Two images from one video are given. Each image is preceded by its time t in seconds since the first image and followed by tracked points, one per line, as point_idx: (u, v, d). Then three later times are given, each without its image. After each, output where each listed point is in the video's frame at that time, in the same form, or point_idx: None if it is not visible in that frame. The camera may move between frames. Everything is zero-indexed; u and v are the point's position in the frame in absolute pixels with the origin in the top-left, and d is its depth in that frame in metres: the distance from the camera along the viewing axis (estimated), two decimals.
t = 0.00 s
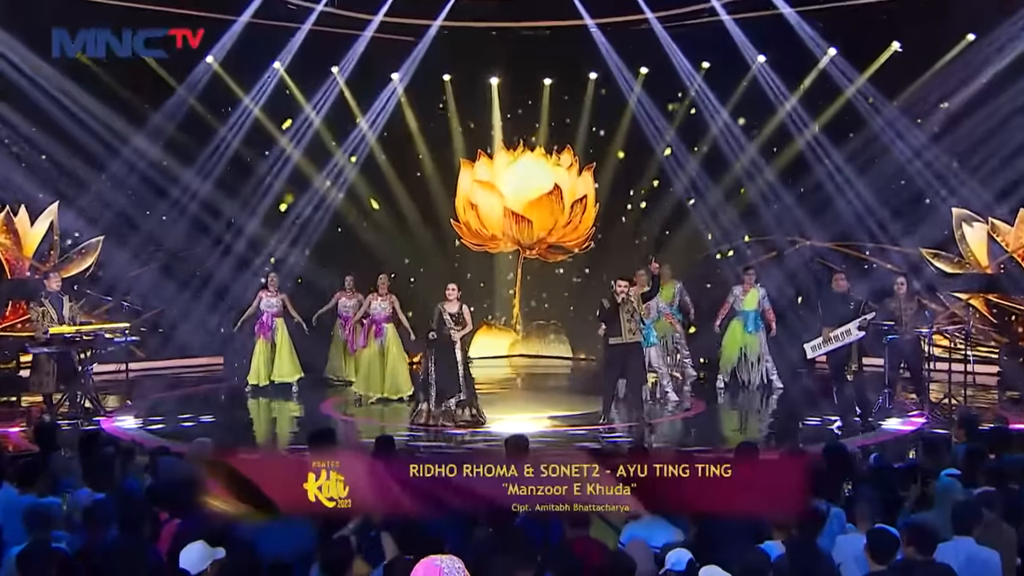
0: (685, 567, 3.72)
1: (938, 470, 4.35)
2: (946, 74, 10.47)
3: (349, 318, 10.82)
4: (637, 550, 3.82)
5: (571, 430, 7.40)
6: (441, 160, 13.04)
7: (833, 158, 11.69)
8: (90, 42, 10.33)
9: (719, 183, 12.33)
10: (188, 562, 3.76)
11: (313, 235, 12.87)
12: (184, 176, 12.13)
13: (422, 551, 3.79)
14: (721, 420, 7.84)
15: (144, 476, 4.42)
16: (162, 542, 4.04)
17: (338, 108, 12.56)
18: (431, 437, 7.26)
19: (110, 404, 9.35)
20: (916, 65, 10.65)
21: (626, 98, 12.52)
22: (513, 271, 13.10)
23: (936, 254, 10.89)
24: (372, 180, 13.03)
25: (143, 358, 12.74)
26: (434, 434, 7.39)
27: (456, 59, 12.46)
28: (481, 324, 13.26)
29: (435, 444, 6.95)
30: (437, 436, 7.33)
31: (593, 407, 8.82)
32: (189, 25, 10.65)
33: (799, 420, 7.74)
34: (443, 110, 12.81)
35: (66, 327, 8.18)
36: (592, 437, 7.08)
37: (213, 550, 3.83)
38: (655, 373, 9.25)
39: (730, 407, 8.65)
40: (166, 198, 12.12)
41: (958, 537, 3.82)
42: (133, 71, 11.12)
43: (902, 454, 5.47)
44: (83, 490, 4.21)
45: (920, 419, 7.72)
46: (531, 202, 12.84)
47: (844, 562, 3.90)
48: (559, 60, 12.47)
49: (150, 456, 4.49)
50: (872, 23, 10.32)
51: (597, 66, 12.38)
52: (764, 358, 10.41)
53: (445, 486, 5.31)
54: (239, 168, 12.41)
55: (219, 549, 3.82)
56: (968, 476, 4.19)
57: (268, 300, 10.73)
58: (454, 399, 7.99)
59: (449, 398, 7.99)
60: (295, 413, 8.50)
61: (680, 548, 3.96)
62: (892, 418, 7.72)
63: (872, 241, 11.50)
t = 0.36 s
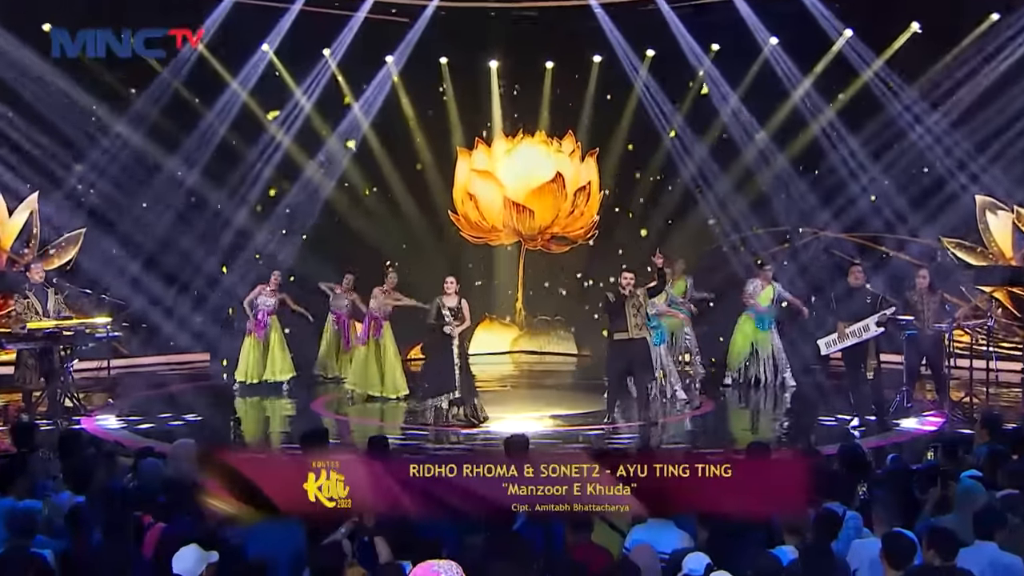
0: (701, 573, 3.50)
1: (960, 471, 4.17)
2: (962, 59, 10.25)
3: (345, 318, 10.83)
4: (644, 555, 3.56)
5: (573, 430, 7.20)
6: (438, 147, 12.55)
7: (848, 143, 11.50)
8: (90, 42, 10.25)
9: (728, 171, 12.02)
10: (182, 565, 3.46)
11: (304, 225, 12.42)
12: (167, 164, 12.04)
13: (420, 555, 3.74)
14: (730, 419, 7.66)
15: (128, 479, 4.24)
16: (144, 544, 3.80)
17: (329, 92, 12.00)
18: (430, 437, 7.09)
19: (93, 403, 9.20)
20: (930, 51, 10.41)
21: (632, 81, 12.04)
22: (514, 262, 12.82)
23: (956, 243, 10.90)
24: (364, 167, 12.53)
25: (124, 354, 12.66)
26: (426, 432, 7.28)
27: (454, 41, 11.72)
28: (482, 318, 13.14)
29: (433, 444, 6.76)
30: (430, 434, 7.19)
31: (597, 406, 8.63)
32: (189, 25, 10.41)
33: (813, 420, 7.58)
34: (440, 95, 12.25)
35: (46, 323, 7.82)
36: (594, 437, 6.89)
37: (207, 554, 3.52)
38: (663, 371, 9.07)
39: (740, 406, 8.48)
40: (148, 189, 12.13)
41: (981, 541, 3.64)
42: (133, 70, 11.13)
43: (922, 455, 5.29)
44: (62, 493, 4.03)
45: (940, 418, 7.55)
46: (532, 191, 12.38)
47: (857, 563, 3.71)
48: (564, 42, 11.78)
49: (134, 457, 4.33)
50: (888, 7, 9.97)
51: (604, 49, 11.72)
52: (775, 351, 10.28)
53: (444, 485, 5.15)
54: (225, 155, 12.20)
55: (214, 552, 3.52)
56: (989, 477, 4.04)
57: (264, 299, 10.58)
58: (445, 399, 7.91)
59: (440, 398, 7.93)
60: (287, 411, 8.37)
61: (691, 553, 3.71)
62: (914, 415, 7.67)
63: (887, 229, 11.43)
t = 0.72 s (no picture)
0: None
1: (980, 472, 4.00)
2: (984, 43, 10.33)
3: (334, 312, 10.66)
4: (649, 559, 3.36)
5: (577, 430, 7.04)
6: (437, 135, 12.26)
7: (866, 130, 11.47)
8: (90, 42, 10.53)
9: (739, 159, 11.87)
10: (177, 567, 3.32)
11: (289, 216, 12.13)
12: (151, 150, 11.90)
13: (418, 558, 3.58)
14: (740, 418, 7.48)
15: (110, 480, 4.06)
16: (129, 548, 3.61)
17: (318, 79, 11.72)
18: (427, 436, 6.90)
19: (72, 400, 9.00)
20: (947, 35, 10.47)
21: (639, 64, 11.58)
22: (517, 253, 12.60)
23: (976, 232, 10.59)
24: (360, 154, 12.28)
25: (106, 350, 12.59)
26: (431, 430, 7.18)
27: (451, 24, 11.18)
28: (485, 311, 12.89)
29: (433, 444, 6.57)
30: (435, 433, 7.03)
31: (601, 405, 8.45)
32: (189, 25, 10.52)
33: (823, 417, 7.48)
34: (436, 75, 11.88)
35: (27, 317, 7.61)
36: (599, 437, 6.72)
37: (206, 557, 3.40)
38: (671, 366, 8.94)
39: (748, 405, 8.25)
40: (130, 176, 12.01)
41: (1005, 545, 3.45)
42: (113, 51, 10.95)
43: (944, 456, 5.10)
44: (43, 494, 3.88)
45: (961, 418, 7.29)
46: (533, 179, 12.03)
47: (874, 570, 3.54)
48: (567, 24, 11.22)
49: (117, 457, 4.15)
50: None
51: (609, 31, 11.20)
52: (785, 347, 10.17)
53: (444, 486, 4.98)
54: (211, 137, 11.97)
55: (213, 557, 3.41)
56: (1013, 478, 3.86)
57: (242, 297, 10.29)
58: (449, 396, 7.63)
59: (443, 396, 7.63)
60: (277, 408, 8.22)
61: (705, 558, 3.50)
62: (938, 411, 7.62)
63: (906, 217, 11.43)
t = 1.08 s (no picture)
0: None
1: (1002, 474, 3.81)
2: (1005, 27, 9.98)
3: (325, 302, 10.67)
4: (656, 563, 3.19)
5: (580, 429, 6.89)
6: (436, 123, 12.25)
7: (886, 115, 11.10)
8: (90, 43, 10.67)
9: (751, 145, 11.48)
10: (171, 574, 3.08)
11: (286, 206, 12.03)
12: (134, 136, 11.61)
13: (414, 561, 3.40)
14: (753, 416, 7.31)
15: (91, 482, 3.90)
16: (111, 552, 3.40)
17: (311, 63, 11.65)
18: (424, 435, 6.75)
19: (50, 399, 8.82)
20: (967, 15, 10.24)
21: (644, 49, 11.60)
22: (518, 244, 12.50)
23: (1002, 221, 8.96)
24: (351, 139, 12.11)
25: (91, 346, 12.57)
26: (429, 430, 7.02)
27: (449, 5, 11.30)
28: (487, 304, 12.85)
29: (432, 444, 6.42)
30: (435, 433, 6.88)
31: (606, 403, 8.29)
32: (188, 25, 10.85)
33: (838, 416, 7.26)
34: (434, 60, 11.95)
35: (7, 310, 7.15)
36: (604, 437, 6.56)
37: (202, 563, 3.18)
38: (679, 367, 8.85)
39: (763, 404, 8.08)
40: (114, 167, 11.73)
41: None
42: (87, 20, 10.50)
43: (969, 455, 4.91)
44: (20, 496, 3.74)
45: (981, 416, 7.09)
46: (533, 165, 12.14)
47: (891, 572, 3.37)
48: (564, 6, 11.36)
49: (98, 457, 4.00)
50: None
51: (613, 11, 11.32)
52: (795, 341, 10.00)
53: (445, 486, 4.79)
54: (197, 123, 11.70)
55: (207, 564, 3.20)
56: None
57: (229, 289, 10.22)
58: (453, 395, 7.48)
59: (444, 395, 7.47)
60: (267, 407, 8.07)
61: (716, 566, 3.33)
62: (955, 409, 7.42)
63: (922, 206, 11.13)
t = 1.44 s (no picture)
0: None
1: None
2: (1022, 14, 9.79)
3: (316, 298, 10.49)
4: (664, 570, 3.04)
5: (583, 429, 6.75)
6: (429, 110, 12.04)
7: (901, 100, 10.79)
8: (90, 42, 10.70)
9: (764, 132, 11.33)
10: None
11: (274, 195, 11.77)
12: (117, 123, 11.38)
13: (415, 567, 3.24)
14: (764, 416, 7.15)
15: (72, 486, 3.77)
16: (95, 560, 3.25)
17: (304, 46, 11.49)
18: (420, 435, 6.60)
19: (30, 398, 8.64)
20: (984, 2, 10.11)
21: (651, 30, 11.58)
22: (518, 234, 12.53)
23: None
24: (343, 128, 11.88)
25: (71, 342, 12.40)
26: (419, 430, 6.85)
27: None
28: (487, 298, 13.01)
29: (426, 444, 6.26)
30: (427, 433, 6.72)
31: (611, 402, 8.14)
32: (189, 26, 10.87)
33: (855, 416, 7.07)
34: (433, 44, 11.87)
35: None
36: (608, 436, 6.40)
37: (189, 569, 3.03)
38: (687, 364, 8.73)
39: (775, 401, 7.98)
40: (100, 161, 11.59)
41: None
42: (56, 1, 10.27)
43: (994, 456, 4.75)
44: None
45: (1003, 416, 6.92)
46: (533, 154, 12.10)
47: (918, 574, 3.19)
48: None
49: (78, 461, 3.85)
50: None
51: None
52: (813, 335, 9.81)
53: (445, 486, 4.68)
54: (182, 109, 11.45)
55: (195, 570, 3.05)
56: None
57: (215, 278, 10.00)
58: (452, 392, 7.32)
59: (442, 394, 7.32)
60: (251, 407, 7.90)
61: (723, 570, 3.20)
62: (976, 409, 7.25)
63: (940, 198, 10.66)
